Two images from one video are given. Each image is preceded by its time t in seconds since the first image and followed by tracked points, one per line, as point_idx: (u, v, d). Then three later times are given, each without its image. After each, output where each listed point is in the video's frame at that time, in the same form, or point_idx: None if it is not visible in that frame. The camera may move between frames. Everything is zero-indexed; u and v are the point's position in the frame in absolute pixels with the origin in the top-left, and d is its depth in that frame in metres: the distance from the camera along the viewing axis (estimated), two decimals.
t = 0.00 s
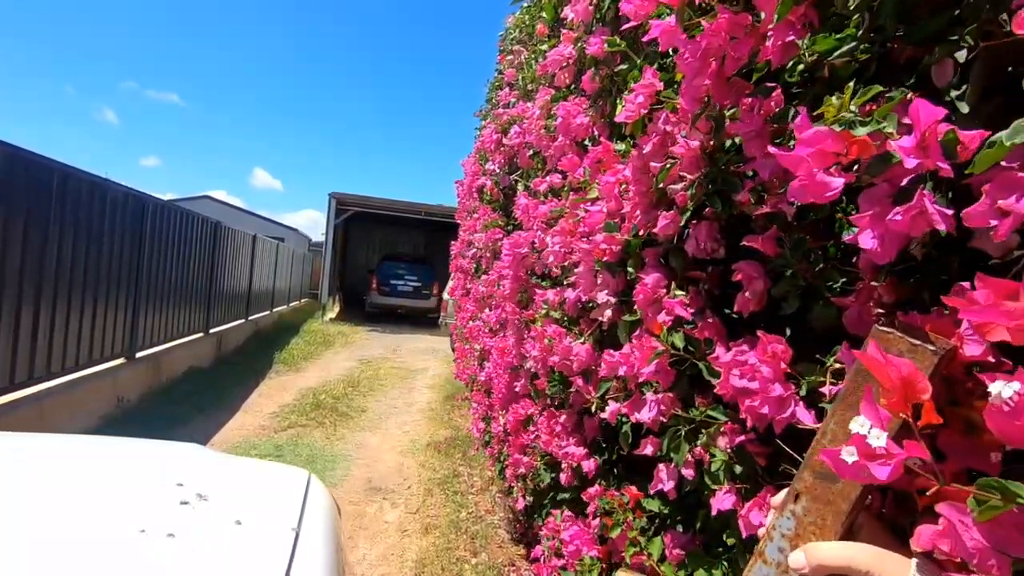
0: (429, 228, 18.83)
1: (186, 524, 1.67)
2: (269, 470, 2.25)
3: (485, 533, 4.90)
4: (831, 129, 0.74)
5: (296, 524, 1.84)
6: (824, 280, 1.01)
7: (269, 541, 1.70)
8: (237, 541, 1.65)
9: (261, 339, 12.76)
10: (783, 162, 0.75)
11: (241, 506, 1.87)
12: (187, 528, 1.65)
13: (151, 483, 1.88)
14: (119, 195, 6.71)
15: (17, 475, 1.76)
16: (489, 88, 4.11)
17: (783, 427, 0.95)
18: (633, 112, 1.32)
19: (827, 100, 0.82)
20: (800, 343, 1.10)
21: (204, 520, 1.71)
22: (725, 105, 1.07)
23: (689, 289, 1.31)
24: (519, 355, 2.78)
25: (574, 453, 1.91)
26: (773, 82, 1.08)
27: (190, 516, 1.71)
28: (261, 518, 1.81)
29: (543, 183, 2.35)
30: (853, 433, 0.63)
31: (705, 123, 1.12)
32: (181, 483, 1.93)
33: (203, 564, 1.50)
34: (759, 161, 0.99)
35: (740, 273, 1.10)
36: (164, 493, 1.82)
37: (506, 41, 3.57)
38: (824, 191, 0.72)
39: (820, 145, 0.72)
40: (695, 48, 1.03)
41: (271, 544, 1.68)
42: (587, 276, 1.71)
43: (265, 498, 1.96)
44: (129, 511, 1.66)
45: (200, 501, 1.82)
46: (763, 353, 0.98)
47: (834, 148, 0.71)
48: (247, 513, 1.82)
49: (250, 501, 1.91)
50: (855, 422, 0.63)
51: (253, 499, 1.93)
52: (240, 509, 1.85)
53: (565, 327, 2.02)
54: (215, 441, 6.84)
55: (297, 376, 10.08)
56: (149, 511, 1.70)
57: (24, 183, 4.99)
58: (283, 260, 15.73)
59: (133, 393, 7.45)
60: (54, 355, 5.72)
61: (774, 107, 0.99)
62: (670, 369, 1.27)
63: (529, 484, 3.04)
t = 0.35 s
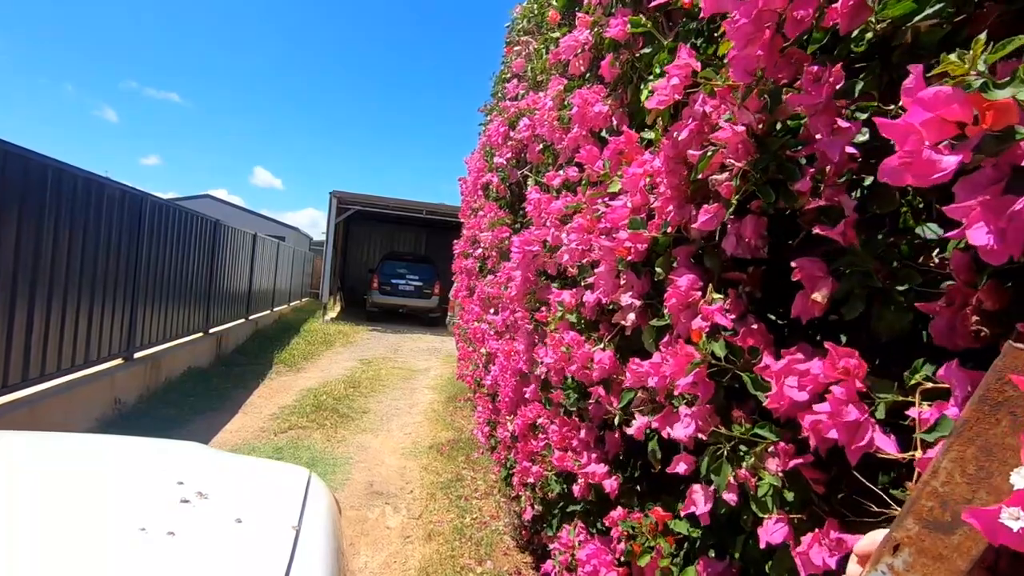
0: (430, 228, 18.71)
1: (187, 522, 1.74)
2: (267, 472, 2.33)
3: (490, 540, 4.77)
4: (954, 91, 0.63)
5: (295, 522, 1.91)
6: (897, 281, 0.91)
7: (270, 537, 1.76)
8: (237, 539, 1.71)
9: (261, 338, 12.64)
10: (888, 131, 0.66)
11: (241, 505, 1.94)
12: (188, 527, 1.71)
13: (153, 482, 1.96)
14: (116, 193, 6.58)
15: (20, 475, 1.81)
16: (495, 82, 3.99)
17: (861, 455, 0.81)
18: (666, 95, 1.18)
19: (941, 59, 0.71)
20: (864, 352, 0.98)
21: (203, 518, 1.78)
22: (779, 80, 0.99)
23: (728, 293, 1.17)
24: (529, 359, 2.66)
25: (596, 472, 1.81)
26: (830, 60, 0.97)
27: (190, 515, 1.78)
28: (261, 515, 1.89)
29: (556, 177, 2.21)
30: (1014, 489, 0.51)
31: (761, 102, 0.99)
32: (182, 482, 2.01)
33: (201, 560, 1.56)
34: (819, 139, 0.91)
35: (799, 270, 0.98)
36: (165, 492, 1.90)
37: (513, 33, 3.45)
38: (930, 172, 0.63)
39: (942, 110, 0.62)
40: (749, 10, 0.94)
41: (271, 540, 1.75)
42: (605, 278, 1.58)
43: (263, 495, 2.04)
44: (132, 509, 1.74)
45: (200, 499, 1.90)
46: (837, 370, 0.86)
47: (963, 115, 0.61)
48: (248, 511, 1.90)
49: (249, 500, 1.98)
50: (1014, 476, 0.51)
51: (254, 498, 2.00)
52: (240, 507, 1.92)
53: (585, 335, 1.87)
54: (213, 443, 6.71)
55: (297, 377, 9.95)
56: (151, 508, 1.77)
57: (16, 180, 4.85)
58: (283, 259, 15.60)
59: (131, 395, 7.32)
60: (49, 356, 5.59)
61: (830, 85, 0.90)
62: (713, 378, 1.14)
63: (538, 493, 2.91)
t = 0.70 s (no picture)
0: (432, 226, 18.59)
1: (190, 521, 1.68)
2: (270, 467, 2.26)
3: (497, 545, 4.66)
4: None
5: (298, 519, 1.83)
6: (988, 281, 0.81)
7: (272, 536, 1.69)
8: (239, 538, 1.64)
9: (262, 337, 12.54)
10: None
11: (243, 502, 1.87)
12: (191, 525, 1.65)
13: (155, 480, 1.90)
14: (113, 191, 6.45)
15: (20, 471, 1.76)
16: (500, 74, 3.86)
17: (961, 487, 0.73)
18: (705, 73, 1.05)
19: None
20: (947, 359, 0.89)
21: (205, 516, 1.72)
22: (849, 49, 0.85)
23: (775, 293, 1.05)
24: (540, 361, 2.54)
25: (612, 481, 1.66)
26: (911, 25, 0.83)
27: (193, 513, 1.72)
28: (264, 513, 1.82)
29: (570, 170, 2.09)
30: None
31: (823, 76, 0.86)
32: (184, 479, 1.94)
33: (200, 561, 1.49)
34: (910, 114, 0.78)
35: (875, 267, 0.86)
36: (167, 490, 1.83)
37: (519, 21, 3.31)
38: None
39: None
40: None
41: (273, 538, 1.68)
42: (629, 278, 1.45)
43: (265, 493, 1.97)
44: (134, 507, 1.68)
45: (202, 498, 1.83)
46: (921, 388, 0.75)
47: None
48: (250, 509, 1.82)
49: (252, 497, 1.91)
50: None
51: (257, 495, 1.93)
52: (242, 505, 1.85)
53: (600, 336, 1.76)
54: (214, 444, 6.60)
55: (298, 377, 9.85)
56: (153, 507, 1.71)
57: (9, 178, 4.73)
58: (284, 257, 15.49)
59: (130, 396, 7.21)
60: (45, 358, 5.47)
61: (921, 52, 0.76)
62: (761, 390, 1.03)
63: (548, 501, 2.80)
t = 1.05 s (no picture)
0: (433, 224, 18.51)
1: (193, 520, 1.60)
2: (272, 466, 2.18)
3: (502, 548, 4.59)
4: None
5: (302, 519, 1.76)
6: None
7: (276, 536, 1.61)
8: (242, 538, 1.56)
9: (264, 337, 12.47)
10: None
11: (246, 501, 1.80)
12: (194, 524, 1.58)
13: (156, 478, 1.82)
14: (111, 190, 6.37)
15: (19, 469, 1.68)
16: (503, 68, 3.77)
17: None
18: (736, 50, 0.97)
19: None
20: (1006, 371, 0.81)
21: (207, 516, 1.64)
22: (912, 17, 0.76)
23: (813, 294, 0.96)
24: (548, 363, 2.44)
25: (628, 489, 1.57)
26: None
27: (197, 513, 1.64)
28: (268, 512, 1.74)
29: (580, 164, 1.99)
30: None
31: (880, 49, 0.77)
32: (187, 478, 1.87)
33: (202, 563, 1.41)
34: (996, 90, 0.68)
35: (939, 267, 0.78)
36: (169, 490, 1.75)
37: (523, 12, 3.23)
38: None
39: None
40: None
41: (278, 538, 1.60)
42: (648, 277, 1.36)
43: (270, 492, 1.90)
44: (135, 506, 1.60)
45: (206, 497, 1.75)
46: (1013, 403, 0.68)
47: None
48: (253, 508, 1.75)
49: (256, 496, 1.84)
50: None
51: (259, 494, 1.86)
52: (246, 503, 1.78)
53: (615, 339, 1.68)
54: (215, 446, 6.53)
55: (300, 377, 9.77)
56: (154, 506, 1.64)
57: (5, 177, 4.65)
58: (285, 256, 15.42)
59: (130, 397, 7.12)
60: (45, 359, 5.40)
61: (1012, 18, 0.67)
62: (800, 398, 0.95)
63: (556, 508, 2.72)
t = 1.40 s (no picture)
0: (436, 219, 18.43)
1: (200, 516, 1.55)
2: (278, 462, 2.13)
3: (510, 545, 4.53)
4: None
5: (309, 513, 1.71)
6: None
7: (283, 532, 1.56)
8: (250, 533, 1.51)
9: (268, 335, 12.44)
10: None
11: (254, 496, 1.75)
12: (202, 519, 1.53)
13: (162, 474, 1.77)
14: (112, 189, 6.31)
15: (20, 467, 1.63)
16: (507, 58, 3.69)
17: None
18: (766, 24, 0.90)
19: None
20: None
21: (214, 512, 1.59)
22: None
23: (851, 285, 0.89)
24: (557, 359, 2.37)
25: (647, 493, 1.51)
26: None
27: (203, 508, 1.59)
28: (275, 507, 1.70)
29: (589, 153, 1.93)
30: None
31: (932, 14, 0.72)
32: (194, 474, 1.81)
33: (213, 559, 1.37)
34: None
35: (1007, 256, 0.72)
36: (176, 485, 1.70)
37: None
38: None
39: None
40: None
41: (286, 534, 1.56)
42: (665, 269, 1.30)
43: (277, 487, 1.84)
44: (141, 503, 1.55)
45: (213, 493, 1.70)
46: None
47: None
48: (260, 503, 1.70)
49: (263, 492, 1.79)
50: None
51: (266, 490, 1.81)
52: (253, 499, 1.73)
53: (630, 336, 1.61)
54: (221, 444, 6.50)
55: (305, 374, 9.73)
56: (163, 501, 1.59)
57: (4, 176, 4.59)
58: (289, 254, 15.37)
59: (134, 396, 7.09)
60: (48, 359, 5.36)
61: None
62: (837, 398, 0.89)
63: (568, 507, 2.66)
